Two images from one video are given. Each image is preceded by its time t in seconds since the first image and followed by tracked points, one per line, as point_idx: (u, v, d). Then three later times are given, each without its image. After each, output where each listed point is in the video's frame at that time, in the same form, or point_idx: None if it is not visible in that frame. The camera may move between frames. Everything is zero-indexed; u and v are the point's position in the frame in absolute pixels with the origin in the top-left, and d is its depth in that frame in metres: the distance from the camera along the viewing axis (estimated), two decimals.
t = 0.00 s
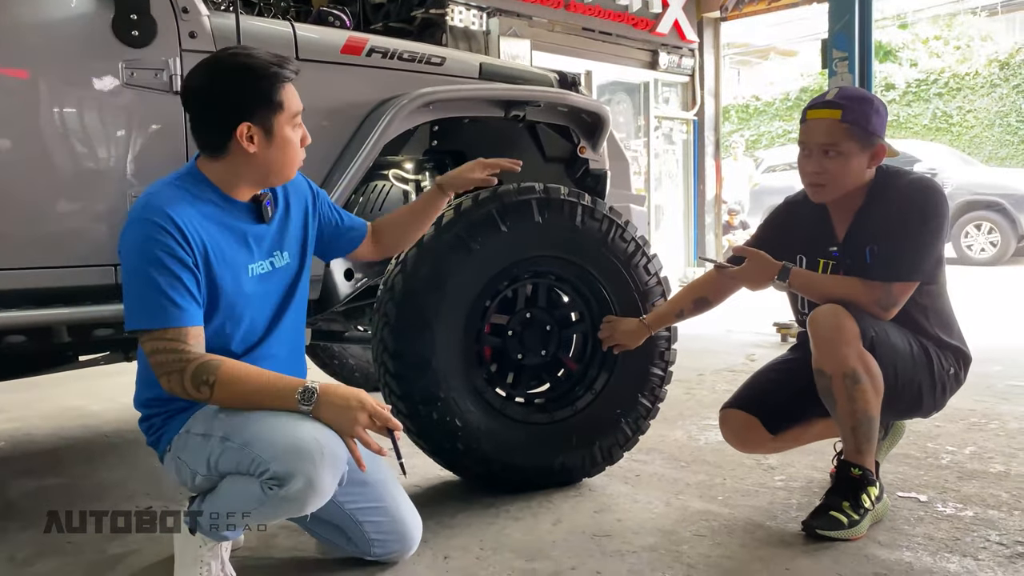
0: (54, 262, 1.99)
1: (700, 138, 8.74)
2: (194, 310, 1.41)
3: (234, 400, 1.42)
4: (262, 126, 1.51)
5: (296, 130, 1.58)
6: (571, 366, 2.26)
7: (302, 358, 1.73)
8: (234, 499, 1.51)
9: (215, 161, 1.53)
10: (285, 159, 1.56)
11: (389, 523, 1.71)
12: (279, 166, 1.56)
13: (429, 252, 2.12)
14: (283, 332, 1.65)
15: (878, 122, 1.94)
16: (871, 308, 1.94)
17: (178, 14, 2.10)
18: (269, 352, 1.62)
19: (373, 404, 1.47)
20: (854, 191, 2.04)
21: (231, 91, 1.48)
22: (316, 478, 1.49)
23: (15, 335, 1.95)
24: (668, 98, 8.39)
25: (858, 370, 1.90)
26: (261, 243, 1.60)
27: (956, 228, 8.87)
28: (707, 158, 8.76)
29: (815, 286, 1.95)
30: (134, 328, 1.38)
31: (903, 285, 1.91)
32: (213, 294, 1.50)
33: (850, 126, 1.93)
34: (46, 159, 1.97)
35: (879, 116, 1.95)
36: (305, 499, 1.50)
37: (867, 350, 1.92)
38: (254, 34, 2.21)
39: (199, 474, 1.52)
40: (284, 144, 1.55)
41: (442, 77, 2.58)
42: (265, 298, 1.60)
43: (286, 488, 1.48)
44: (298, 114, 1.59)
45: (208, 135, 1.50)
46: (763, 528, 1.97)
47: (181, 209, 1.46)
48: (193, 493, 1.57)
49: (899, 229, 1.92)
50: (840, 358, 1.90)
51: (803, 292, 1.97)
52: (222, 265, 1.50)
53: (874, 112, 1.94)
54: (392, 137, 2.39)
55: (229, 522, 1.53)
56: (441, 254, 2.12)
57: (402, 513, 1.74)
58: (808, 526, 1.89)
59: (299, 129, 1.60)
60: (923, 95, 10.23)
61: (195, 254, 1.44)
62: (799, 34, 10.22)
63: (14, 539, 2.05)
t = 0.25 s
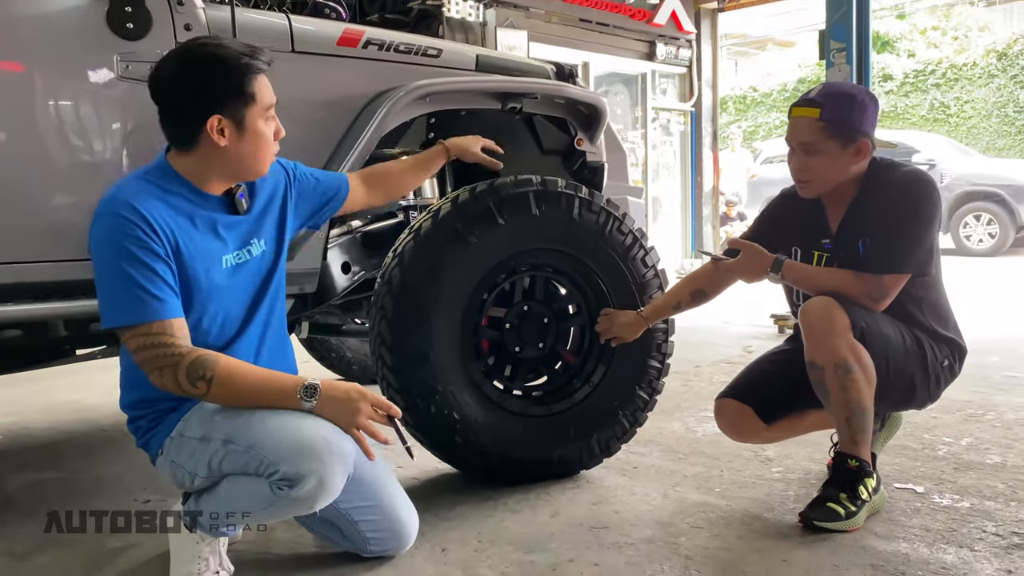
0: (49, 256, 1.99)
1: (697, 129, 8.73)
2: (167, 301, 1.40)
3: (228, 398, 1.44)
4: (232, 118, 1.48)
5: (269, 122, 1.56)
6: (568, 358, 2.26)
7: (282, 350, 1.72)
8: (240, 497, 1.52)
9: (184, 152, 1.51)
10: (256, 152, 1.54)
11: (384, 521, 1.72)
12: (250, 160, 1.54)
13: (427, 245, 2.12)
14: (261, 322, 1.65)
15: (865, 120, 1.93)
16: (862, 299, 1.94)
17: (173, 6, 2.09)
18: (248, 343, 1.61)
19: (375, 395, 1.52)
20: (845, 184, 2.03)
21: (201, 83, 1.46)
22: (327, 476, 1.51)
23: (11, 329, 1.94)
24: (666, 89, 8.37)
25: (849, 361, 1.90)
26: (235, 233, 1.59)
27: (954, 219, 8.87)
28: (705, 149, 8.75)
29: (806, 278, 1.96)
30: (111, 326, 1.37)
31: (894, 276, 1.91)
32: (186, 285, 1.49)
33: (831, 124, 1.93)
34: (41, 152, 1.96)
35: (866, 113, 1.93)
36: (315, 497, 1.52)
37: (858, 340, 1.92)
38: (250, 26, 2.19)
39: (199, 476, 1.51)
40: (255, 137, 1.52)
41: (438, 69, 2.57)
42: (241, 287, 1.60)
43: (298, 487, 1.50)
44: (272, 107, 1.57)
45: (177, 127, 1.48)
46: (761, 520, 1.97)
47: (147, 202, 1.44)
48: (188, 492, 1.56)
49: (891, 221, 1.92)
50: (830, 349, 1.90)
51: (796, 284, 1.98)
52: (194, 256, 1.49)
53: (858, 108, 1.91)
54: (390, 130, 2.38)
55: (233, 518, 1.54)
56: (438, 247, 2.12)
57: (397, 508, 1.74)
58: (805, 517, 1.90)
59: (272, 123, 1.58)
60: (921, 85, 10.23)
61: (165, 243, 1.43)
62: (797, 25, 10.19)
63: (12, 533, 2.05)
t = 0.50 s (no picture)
0: (47, 252, 1.98)
1: (696, 122, 8.71)
2: (147, 302, 1.39)
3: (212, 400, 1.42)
4: (164, 105, 1.45)
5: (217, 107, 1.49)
6: (567, 353, 2.26)
7: (276, 349, 1.71)
8: (225, 501, 1.51)
9: (150, 150, 1.52)
10: (200, 138, 1.47)
11: (385, 516, 1.72)
12: (196, 146, 1.48)
13: (425, 239, 2.12)
14: (253, 318, 1.64)
15: (856, 116, 1.92)
16: (858, 292, 1.94)
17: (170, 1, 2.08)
18: (239, 340, 1.60)
19: (359, 395, 1.49)
20: (840, 177, 2.02)
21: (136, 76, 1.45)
22: (307, 480, 1.49)
23: (10, 325, 1.94)
24: (664, 82, 8.36)
25: (847, 354, 1.90)
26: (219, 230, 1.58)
27: (952, 212, 8.88)
28: (703, 142, 8.74)
29: (803, 272, 1.95)
30: (94, 329, 1.37)
31: (890, 269, 1.91)
32: (170, 286, 1.48)
33: (818, 120, 1.92)
34: (38, 147, 1.95)
35: (858, 108, 1.92)
36: (296, 501, 1.51)
37: (856, 334, 1.92)
38: (247, 21, 2.19)
39: (188, 477, 1.52)
40: (193, 122, 1.46)
41: (437, 63, 2.56)
42: (230, 285, 1.58)
43: (276, 492, 1.49)
44: (224, 90, 1.50)
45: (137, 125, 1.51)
46: (760, 513, 1.98)
47: (124, 202, 1.43)
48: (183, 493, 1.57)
49: (886, 213, 1.92)
50: (828, 343, 1.90)
51: (792, 278, 1.97)
52: (177, 256, 1.48)
53: (850, 104, 1.91)
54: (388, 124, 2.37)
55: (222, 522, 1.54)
56: (437, 242, 2.12)
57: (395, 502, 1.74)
58: (804, 511, 1.90)
59: (226, 106, 1.50)
60: (919, 78, 10.22)
61: (145, 244, 1.42)
62: (795, 18, 10.18)
63: (11, 529, 2.05)
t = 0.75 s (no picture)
0: (45, 250, 1.98)
1: (694, 118, 8.71)
2: (143, 301, 1.39)
3: (206, 400, 1.40)
4: (123, 103, 1.50)
5: (178, 98, 1.49)
6: (566, 350, 2.27)
7: (271, 350, 1.71)
8: (218, 501, 1.51)
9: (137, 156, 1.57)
10: (160, 132, 1.48)
11: (383, 512, 1.72)
12: (153, 137, 1.49)
13: (424, 236, 2.12)
14: (251, 317, 1.64)
15: (850, 111, 1.93)
16: (856, 288, 1.94)
17: None
18: (237, 340, 1.61)
19: (352, 395, 1.49)
20: (836, 173, 2.02)
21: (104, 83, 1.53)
22: (296, 480, 1.49)
23: (8, 323, 1.94)
24: (662, 78, 8.36)
25: (845, 351, 1.91)
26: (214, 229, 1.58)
27: (950, 208, 8.89)
28: (701, 139, 8.74)
29: (800, 269, 1.96)
30: (89, 330, 1.36)
31: (887, 265, 1.91)
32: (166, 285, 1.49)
33: (813, 115, 1.93)
34: (35, 145, 1.95)
35: (850, 103, 1.92)
36: (286, 500, 1.51)
37: (854, 330, 1.92)
38: (245, 18, 2.18)
39: (181, 478, 1.52)
40: (150, 117, 1.48)
41: (435, 60, 2.55)
42: (228, 284, 1.58)
43: (266, 492, 1.49)
44: (177, 79, 1.49)
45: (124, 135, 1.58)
46: (758, 509, 1.98)
47: (117, 201, 1.43)
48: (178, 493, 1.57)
49: (880, 208, 1.92)
50: (826, 339, 1.91)
51: (790, 276, 1.98)
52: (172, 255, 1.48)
53: (844, 100, 1.91)
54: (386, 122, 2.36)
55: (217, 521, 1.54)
56: (435, 239, 2.12)
57: (393, 498, 1.74)
58: (803, 507, 1.90)
59: (181, 94, 1.49)
60: (917, 74, 10.23)
61: (140, 243, 1.42)
62: (793, 13, 10.17)
63: (11, 527, 2.05)
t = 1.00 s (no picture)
0: (44, 251, 1.98)
1: (692, 117, 8.71)
2: (139, 302, 1.40)
3: (202, 397, 1.43)
4: (122, 107, 1.51)
5: (174, 98, 1.49)
6: (564, 350, 2.27)
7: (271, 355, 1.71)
8: (214, 500, 1.51)
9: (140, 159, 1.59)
10: (158, 132, 1.48)
11: (381, 513, 1.72)
12: (150, 139, 1.50)
13: (422, 237, 2.12)
14: (252, 321, 1.64)
15: (846, 110, 1.93)
16: (855, 287, 1.94)
17: None
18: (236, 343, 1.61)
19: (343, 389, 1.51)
20: (833, 174, 2.02)
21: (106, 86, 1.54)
22: (290, 476, 1.49)
23: (8, 325, 1.94)
24: (660, 77, 8.36)
25: (844, 351, 1.91)
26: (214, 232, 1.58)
27: (948, 206, 8.90)
28: (699, 137, 8.75)
29: (798, 270, 1.97)
30: (88, 330, 1.37)
31: (885, 264, 1.92)
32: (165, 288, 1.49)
33: (807, 116, 1.93)
34: (33, 146, 1.95)
35: (846, 104, 1.92)
36: (281, 497, 1.50)
37: (853, 330, 1.93)
38: (243, 20, 2.18)
39: (178, 478, 1.52)
40: (148, 118, 1.48)
41: (432, 61, 2.56)
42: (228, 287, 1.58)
43: (260, 487, 1.48)
44: (172, 80, 1.49)
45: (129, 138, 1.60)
46: (757, 509, 1.99)
47: (117, 203, 1.45)
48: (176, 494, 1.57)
49: (877, 208, 1.92)
50: (825, 339, 1.91)
51: (789, 277, 1.98)
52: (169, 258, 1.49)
53: (840, 100, 1.91)
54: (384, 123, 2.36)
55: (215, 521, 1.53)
56: (434, 240, 2.12)
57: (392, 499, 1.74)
58: (802, 506, 1.91)
59: (175, 95, 1.49)
60: (915, 72, 10.24)
61: (138, 245, 1.43)
62: (790, 12, 10.18)
63: (10, 528, 2.05)
